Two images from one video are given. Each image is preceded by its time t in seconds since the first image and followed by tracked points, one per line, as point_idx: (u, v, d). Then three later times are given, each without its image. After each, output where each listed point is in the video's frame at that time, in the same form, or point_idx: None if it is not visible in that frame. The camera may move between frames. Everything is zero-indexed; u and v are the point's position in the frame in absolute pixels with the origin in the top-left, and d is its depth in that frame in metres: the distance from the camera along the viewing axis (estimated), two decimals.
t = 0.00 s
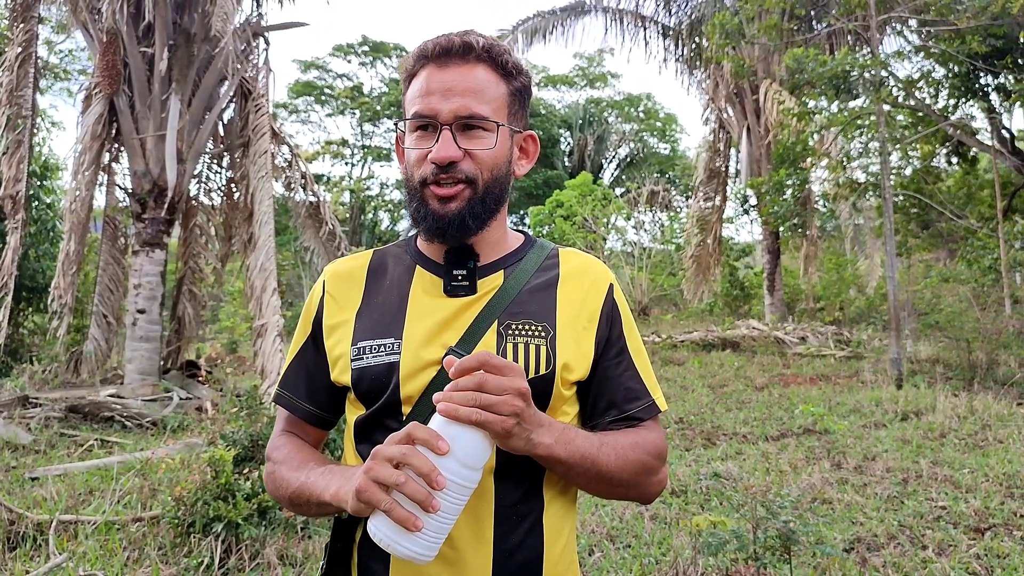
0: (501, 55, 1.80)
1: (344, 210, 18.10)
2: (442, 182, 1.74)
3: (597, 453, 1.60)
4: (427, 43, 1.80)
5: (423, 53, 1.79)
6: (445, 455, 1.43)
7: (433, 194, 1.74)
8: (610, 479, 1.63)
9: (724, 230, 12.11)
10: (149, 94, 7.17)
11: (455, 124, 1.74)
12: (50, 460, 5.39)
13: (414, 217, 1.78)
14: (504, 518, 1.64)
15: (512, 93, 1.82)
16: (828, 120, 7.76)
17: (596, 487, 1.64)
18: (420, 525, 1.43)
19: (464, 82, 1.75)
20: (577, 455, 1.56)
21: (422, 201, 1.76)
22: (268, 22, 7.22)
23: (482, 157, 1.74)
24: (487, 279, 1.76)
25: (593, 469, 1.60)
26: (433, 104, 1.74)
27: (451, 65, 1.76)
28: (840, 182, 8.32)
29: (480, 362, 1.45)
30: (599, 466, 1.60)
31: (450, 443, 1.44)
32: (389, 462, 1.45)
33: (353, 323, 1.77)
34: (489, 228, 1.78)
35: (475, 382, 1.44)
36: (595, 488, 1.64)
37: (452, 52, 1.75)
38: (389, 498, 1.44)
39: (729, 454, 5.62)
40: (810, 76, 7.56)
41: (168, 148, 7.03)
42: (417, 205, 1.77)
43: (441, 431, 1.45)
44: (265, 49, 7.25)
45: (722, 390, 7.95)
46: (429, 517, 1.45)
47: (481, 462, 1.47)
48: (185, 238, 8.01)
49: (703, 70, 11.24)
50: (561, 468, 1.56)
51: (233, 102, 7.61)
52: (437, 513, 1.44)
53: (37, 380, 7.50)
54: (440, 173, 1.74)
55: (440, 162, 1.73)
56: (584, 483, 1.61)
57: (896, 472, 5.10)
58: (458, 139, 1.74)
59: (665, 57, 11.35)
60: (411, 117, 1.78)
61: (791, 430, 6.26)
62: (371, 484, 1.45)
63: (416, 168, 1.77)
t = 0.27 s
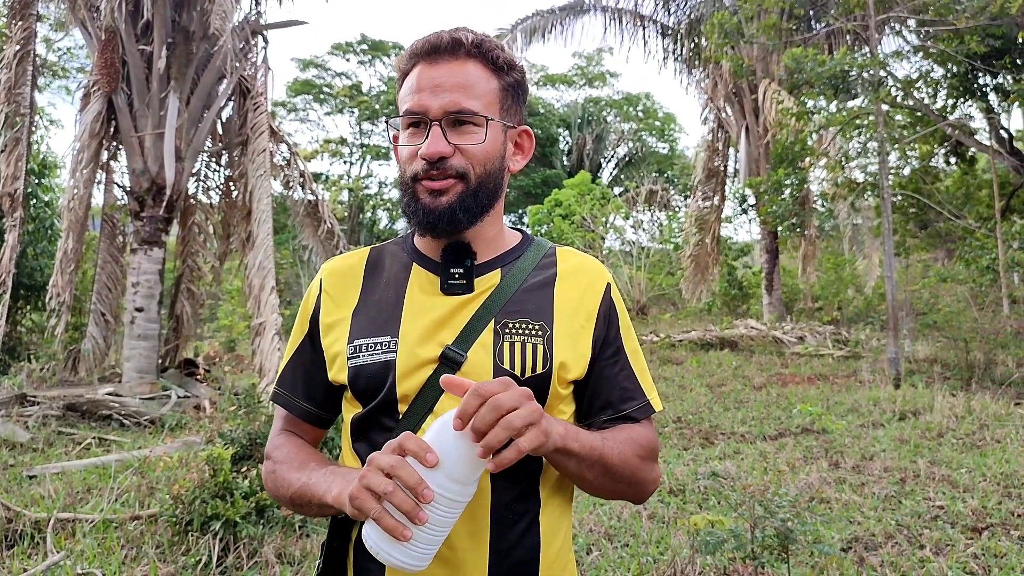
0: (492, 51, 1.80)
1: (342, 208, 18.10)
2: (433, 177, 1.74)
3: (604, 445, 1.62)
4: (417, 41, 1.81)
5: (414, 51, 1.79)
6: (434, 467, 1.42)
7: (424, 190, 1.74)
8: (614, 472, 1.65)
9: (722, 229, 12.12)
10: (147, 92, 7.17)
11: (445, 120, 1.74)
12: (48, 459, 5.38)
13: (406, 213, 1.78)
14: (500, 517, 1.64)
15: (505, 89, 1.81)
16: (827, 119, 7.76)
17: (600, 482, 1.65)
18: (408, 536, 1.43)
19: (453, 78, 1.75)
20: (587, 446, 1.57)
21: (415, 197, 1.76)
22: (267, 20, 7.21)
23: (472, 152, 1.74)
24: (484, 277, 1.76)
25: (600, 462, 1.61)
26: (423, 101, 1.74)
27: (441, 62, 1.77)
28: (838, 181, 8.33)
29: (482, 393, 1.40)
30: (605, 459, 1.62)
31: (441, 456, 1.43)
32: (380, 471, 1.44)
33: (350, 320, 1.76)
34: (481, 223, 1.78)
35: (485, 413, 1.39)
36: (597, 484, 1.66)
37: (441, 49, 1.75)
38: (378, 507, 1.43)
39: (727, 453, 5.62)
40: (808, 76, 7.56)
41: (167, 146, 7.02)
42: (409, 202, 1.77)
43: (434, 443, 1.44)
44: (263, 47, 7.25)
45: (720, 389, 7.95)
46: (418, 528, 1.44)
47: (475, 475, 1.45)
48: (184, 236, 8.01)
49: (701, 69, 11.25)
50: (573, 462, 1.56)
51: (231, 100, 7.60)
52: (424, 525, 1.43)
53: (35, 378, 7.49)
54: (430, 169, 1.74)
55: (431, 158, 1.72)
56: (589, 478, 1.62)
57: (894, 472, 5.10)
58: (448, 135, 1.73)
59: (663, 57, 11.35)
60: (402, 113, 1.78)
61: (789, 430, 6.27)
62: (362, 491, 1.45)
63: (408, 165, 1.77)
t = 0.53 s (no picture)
0: (497, 50, 1.81)
1: (342, 208, 18.09)
2: (443, 174, 1.74)
3: (615, 439, 1.61)
4: (423, 39, 1.80)
5: (420, 49, 1.79)
6: (437, 477, 1.42)
7: (433, 187, 1.74)
8: (628, 466, 1.64)
9: (721, 229, 12.13)
10: (147, 91, 7.17)
11: (454, 118, 1.74)
12: (47, 457, 5.39)
13: (414, 210, 1.78)
14: (501, 517, 1.64)
15: (509, 88, 1.82)
16: (827, 120, 7.76)
17: (616, 476, 1.64)
18: (410, 543, 1.43)
19: (462, 77, 1.75)
20: (598, 441, 1.57)
21: (423, 194, 1.76)
22: (267, 19, 7.21)
23: (482, 149, 1.74)
24: (486, 276, 1.76)
25: (613, 456, 1.60)
26: (431, 98, 1.74)
27: (448, 61, 1.77)
28: (838, 181, 8.34)
29: (476, 415, 1.41)
30: (618, 452, 1.61)
31: (444, 467, 1.42)
32: (382, 479, 1.43)
33: (350, 320, 1.76)
34: (487, 221, 1.78)
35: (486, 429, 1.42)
36: (612, 479, 1.65)
37: (449, 47, 1.76)
38: (381, 515, 1.42)
39: (726, 453, 5.63)
40: (808, 76, 7.57)
41: (167, 145, 7.02)
42: (417, 199, 1.77)
43: (436, 453, 1.44)
44: (264, 46, 7.25)
45: (720, 389, 7.96)
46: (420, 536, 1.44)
47: (476, 483, 1.46)
48: (183, 235, 8.02)
49: (701, 69, 11.25)
50: (586, 459, 1.56)
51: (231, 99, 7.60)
52: (427, 533, 1.43)
53: (34, 377, 7.49)
54: (440, 166, 1.74)
55: (440, 155, 1.73)
56: (604, 473, 1.61)
57: (893, 472, 5.11)
58: (458, 133, 1.74)
59: (663, 56, 11.35)
60: (409, 111, 1.78)
61: (789, 430, 6.28)
62: (364, 498, 1.43)
63: (416, 162, 1.77)
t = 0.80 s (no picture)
0: (502, 51, 1.82)
1: (341, 207, 18.08)
2: (451, 172, 1.74)
3: (616, 433, 1.61)
4: (429, 39, 1.81)
5: (427, 48, 1.79)
6: (439, 469, 1.42)
7: (441, 185, 1.74)
8: (630, 461, 1.63)
9: (721, 229, 12.13)
10: (147, 90, 7.16)
11: (463, 116, 1.74)
12: (46, 456, 5.38)
13: (420, 209, 1.77)
14: (502, 515, 1.64)
15: (514, 89, 1.83)
16: (826, 119, 7.76)
17: (617, 471, 1.63)
18: (412, 535, 1.43)
19: (470, 76, 1.75)
20: (598, 433, 1.56)
21: (430, 192, 1.75)
22: (266, 18, 7.21)
23: (490, 148, 1.75)
24: (487, 275, 1.76)
25: (615, 450, 1.60)
26: (439, 97, 1.74)
27: (455, 60, 1.77)
28: (837, 181, 8.34)
29: (472, 401, 1.42)
30: (619, 447, 1.61)
31: (445, 459, 1.43)
32: (382, 471, 1.42)
33: (351, 320, 1.76)
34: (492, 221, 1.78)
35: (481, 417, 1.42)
36: (614, 474, 1.64)
37: (457, 46, 1.76)
38: (382, 507, 1.42)
39: (726, 453, 5.62)
40: (808, 76, 7.57)
41: (166, 143, 7.01)
42: (423, 198, 1.76)
43: (437, 444, 1.44)
44: (263, 45, 7.24)
45: (719, 389, 7.96)
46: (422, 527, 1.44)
47: (475, 473, 1.46)
48: (182, 233, 8.01)
49: (701, 69, 11.24)
50: (586, 452, 1.56)
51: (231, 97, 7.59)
52: (429, 525, 1.44)
53: (33, 375, 7.49)
54: (449, 165, 1.74)
55: (449, 154, 1.73)
56: (605, 467, 1.61)
57: (892, 472, 5.11)
58: (466, 132, 1.74)
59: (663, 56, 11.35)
60: (416, 109, 1.77)
61: (788, 429, 6.28)
62: (364, 490, 1.43)
63: (424, 160, 1.76)
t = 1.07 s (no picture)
0: (507, 54, 1.82)
1: (341, 206, 18.08)
2: (454, 172, 1.74)
3: (613, 434, 1.62)
4: (434, 39, 1.81)
5: (431, 48, 1.79)
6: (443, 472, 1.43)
7: (444, 184, 1.74)
8: (627, 461, 1.64)
9: (720, 228, 12.14)
10: (146, 88, 7.16)
11: (468, 117, 1.74)
12: (46, 455, 5.38)
13: (422, 208, 1.77)
14: (503, 512, 1.64)
15: (518, 90, 1.84)
16: (826, 118, 7.76)
17: (614, 472, 1.64)
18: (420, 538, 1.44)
19: (475, 77, 1.76)
20: (596, 435, 1.57)
21: (433, 191, 1.74)
22: (266, 17, 7.21)
23: (494, 149, 1.75)
24: (488, 274, 1.76)
25: (612, 451, 1.60)
26: (444, 97, 1.75)
27: (460, 61, 1.78)
28: (837, 180, 8.34)
29: (470, 398, 1.43)
30: (616, 448, 1.61)
31: (450, 462, 1.44)
32: (387, 478, 1.43)
33: (353, 319, 1.76)
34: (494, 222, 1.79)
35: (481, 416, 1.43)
36: (611, 474, 1.65)
37: (462, 47, 1.76)
38: (391, 514, 1.42)
39: (725, 452, 5.63)
40: (808, 75, 7.57)
41: (166, 141, 7.01)
42: (426, 198, 1.75)
43: (440, 448, 1.45)
44: (263, 44, 7.24)
45: (718, 388, 7.96)
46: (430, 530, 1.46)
47: (477, 472, 1.48)
48: (182, 232, 8.01)
49: (701, 68, 11.24)
50: (584, 454, 1.56)
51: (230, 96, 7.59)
52: (437, 527, 1.45)
53: (32, 374, 7.48)
54: (453, 165, 1.74)
55: (453, 153, 1.73)
56: (602, 468, 1.61)
57: (892, 471, 5.11)
58: (471, 132, 1.74)
59: (663, 55, 11.35)
60: (420, 109, 1.77)
61: (787, 428, 6.28)
62: (371, 498, 1.43)
63: (427, 159, 1.76)
